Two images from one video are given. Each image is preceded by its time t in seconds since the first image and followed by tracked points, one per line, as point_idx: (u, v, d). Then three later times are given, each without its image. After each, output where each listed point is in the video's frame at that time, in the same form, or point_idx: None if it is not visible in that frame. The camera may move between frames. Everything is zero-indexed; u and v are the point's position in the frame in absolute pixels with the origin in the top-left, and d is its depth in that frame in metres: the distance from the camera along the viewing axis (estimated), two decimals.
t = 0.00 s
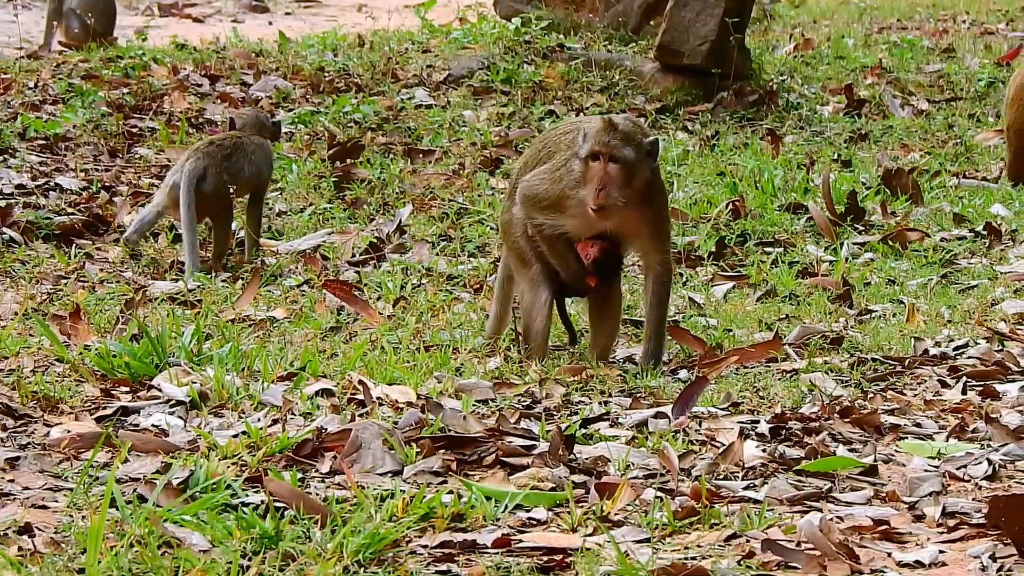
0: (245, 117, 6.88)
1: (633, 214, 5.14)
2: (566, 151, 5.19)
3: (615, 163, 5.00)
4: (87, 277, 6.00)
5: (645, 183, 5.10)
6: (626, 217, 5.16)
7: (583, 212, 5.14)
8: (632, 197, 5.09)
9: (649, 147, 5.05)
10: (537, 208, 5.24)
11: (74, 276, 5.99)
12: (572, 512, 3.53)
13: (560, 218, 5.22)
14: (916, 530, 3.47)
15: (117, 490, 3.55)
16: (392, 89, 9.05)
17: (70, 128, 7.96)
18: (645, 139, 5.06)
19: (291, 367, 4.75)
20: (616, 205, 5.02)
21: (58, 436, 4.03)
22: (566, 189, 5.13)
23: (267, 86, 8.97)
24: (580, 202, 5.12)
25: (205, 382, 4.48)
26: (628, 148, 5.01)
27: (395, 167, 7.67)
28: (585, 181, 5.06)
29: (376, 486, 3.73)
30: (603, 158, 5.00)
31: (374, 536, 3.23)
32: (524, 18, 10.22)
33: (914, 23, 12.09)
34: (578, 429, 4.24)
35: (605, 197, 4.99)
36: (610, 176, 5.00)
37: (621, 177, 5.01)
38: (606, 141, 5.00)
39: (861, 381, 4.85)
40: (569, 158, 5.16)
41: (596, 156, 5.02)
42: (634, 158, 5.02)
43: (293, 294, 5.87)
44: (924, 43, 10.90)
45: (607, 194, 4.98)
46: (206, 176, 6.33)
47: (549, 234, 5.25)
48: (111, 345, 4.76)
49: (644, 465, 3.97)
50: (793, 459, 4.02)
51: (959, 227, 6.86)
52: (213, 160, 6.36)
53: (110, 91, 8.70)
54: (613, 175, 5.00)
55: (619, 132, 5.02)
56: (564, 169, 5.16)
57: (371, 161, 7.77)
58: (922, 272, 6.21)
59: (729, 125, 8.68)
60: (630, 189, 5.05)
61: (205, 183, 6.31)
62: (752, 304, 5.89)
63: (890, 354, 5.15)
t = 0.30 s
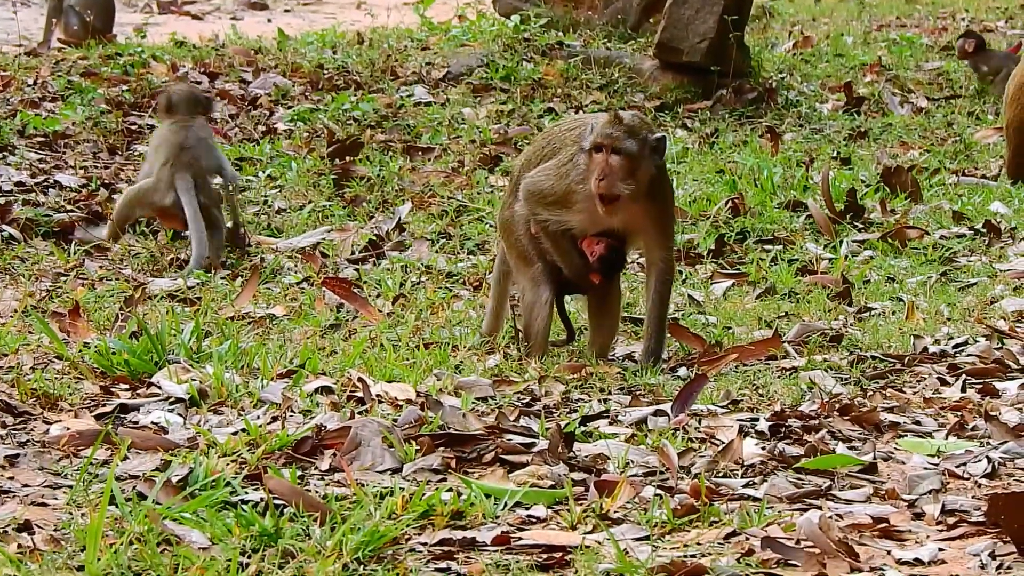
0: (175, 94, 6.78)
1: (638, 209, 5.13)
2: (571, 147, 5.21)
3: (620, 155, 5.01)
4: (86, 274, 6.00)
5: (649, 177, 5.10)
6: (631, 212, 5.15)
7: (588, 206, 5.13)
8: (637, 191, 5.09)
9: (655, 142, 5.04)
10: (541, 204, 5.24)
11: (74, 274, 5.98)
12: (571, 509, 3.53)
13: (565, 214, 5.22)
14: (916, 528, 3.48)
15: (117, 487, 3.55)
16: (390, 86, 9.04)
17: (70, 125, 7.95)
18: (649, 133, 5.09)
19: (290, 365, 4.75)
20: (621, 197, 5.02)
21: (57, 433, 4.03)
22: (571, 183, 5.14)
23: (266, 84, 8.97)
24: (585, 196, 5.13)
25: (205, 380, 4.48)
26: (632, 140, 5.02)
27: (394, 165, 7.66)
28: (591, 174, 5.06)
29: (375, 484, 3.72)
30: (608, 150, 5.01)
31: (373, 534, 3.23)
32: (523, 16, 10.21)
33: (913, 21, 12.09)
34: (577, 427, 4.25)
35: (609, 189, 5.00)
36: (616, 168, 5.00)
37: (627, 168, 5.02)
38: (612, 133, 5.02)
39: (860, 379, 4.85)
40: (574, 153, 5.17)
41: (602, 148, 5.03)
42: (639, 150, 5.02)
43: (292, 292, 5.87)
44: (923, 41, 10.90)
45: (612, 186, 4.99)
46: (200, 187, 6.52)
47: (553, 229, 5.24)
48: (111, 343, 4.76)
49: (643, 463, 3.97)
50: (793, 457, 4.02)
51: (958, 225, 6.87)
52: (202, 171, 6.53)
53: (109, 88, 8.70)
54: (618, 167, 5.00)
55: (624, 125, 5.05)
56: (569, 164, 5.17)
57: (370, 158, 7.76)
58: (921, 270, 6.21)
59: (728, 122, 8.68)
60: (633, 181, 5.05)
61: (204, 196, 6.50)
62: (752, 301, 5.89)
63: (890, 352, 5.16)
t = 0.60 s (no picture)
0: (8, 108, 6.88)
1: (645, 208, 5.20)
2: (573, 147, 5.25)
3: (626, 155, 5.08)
4: (87, 271, 6.00)
5: (657, 176, 5.16)
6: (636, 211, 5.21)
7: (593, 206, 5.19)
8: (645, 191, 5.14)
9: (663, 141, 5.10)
10: (542, 202, 5.28)
11: (74, 271, 5.99)
12: (572, 506, 3.53)
13: (566, 213, 5.27)
14: (916, 524, 3.48)
15: (117, 484, 3.55)
16: (391, 84, 9.03)
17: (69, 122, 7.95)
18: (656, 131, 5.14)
19: (290, 362, 4.74)
20: (632, 197, 5.09)
21: (57, 430, 4.03)
22: (573, 183, 5.18)
23: (266, 81, 8.97)
24: (588, 196, 5.18)
25: (205, 377, 4.48)
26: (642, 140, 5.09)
27: (394, 162, 7.66)
28: (599, 174, 5.11)
29: (375, 480, 3.72)
30: (618, 151, 5.06)
31: (373, 530, 3.24)
32: (523, 13, 10.21)
33: (914, 18, 12.08)
34: (577, 424, 4.24)
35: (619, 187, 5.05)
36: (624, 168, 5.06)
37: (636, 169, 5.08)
38: (619, 132, 5.06)
39: (860, 376, 4.85)
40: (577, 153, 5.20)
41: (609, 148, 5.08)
42: (650, 150, 5.07)
43: (292, 289, 5.86)
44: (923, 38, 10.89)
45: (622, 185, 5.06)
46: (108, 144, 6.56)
47: (553, 228, 5.28)
48: (111, 340, 4.76)
49: (643, 459, 3.97)
50: (793, 454, 4.02)
51: (958, 222, 6.86)
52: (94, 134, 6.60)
53: (109, 85, 8.69)
54: (630, 168, 5.06)
55: (632, 126, 5.08)
56: (570, 163, 5.21)
57: (370, 155, 7.76)
58: (921, 267, 6.21)
59: (728, 119, 8.67)
60: (645, 181, 5.11)
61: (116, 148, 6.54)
62: (752, 298, 5.89)
63: (890, 348, 5.16)
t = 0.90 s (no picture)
0: None
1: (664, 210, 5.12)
2: (581, 148, 5.13)
3: (655, 159, 4.85)
4: (87, 269, 6.00)
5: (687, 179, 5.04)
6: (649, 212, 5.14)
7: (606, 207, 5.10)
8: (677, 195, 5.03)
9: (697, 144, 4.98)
10: (543, 203, 5.19)
11: (74, 268, 5.99)
12: (571, 504, 3.53)
13: (568, 212, 5.18)
14: (916, 522, 3.48)
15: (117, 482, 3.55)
16: (391, 81, 9.03)
17: (70, 120, 7.95)
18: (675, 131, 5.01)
19: (290, 360, 4.74)
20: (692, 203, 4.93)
21: (57, 428, 4.03)
22: (582, 186, 5.09)
23: (267, 78, 8.97)
24: (599, 198, 5.08)
25: (205, 375, 4.48)
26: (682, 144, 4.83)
27: (394, 159, 7.66)
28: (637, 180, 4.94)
29: (375, 478, 3.72)
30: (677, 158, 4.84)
31: (373, 528, 3.24)
32: (523, 10, 10.20)
33: (913, 16, 12.08)
34: (577, 422, 4.24)
35: (643, 194, 4.94)
36: (653, 175, 4.87)
37: (667, 175, 4.85)
38: (643, 137, 4.90)
39: (860, 374, 4.85)
40: (587, 155, 5.08)
41: (631, 152, 4.94)
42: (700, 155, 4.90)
43: (293, 287, 5.86)
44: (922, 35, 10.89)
45: (651, 194, 4.90)
46: None
47: (555, 228, 5.23)
48: (111, 337, 4.76)
49: (643, 458, 3.97)
50: (793, 452, 4.02)
51: (958, 219, 6.86)
52: None
53: (110, 82, 8.69)
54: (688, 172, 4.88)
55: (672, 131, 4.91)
56: (578, 165, 5.11)
57: (370, 153, 7.76)
58: (921, 265, 6.21)
59: (728, 116, 8.66)
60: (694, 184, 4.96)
61: None
62: (752, 296, 5.89)
63: (890, 346, 5.16)
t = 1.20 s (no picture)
0: None
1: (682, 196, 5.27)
2: (608, 139, 5.11)
3: (708, 145, 5.01)
4: (87, 269, 6.00)
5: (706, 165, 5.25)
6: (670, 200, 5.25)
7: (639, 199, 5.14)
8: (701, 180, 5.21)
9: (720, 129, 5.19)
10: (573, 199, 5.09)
11: (74, 268, 5.99)
12: (571, 504, 3.53)
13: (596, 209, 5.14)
14: (916, 522, 3.48)
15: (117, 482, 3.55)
16: (391, 81, 9.02)
17: (70, 120, 7.95)
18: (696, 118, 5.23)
19: (290, 360, 4.74)
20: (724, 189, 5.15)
21: (57, 429, 4.03)
22: (618, 176, 5.06)
23: (267, 77, 8.97)
24: (635, 186, 5.09)
25: (206, 375, 4.48)
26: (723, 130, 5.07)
27: (394, 159, 7.66)
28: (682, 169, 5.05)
29: (375, 478, 3.72)
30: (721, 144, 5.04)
31: (373, 528, 3.24)
32: (523, 10, 10.20)
33: (914, 16, 12.08)
34: (577, 422, 4.24)
35: (688, 178, 5.06)
36: (705, 163, 5.01)
37: (719, 159, 5.03)
38: (689, 123, 5.03)
39: (860, 374, 4.85)
40: (619, 146, 5.08)
41: (677, 138, 5.04)
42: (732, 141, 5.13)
43: (292, 286, 5.86)
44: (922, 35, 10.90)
45: (700, 178, 5.04)
46: None
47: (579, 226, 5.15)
48: (110, 337, 4.76)
49: (644, 458, 3.97)
50: (793, 452, 4.02)
51: (958, 219, 6.86)
52: None
53: (110, 82, 8.69)
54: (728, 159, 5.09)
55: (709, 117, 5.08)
56: (611, 155, 5.07)
57: (370, 153, 7.76)
58: (921, 265, 6.21)
59: (728, 116, 8.66)
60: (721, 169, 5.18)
61: None
62: (751, 296, 5.89)
63: (890, 346, 5.16)
